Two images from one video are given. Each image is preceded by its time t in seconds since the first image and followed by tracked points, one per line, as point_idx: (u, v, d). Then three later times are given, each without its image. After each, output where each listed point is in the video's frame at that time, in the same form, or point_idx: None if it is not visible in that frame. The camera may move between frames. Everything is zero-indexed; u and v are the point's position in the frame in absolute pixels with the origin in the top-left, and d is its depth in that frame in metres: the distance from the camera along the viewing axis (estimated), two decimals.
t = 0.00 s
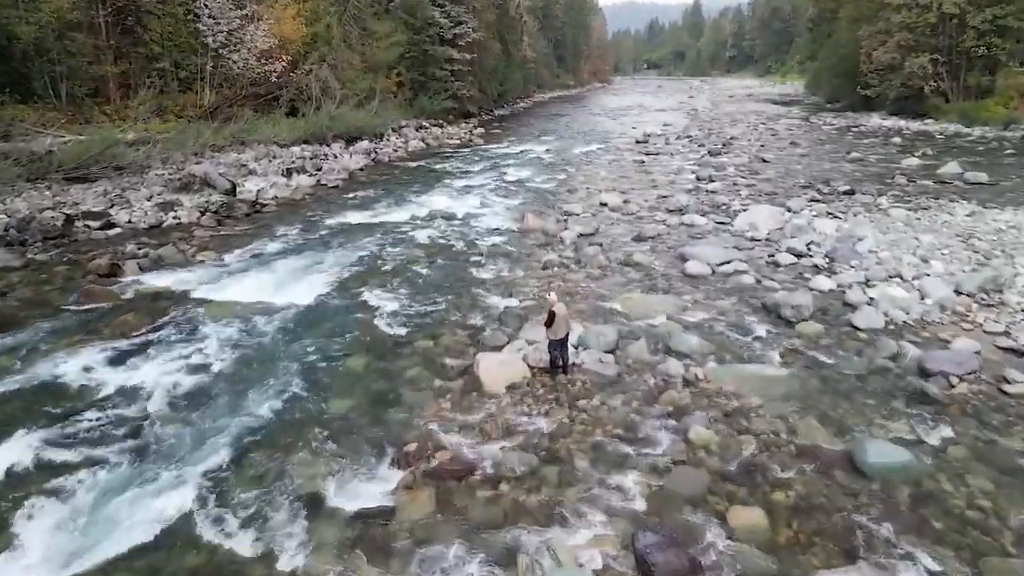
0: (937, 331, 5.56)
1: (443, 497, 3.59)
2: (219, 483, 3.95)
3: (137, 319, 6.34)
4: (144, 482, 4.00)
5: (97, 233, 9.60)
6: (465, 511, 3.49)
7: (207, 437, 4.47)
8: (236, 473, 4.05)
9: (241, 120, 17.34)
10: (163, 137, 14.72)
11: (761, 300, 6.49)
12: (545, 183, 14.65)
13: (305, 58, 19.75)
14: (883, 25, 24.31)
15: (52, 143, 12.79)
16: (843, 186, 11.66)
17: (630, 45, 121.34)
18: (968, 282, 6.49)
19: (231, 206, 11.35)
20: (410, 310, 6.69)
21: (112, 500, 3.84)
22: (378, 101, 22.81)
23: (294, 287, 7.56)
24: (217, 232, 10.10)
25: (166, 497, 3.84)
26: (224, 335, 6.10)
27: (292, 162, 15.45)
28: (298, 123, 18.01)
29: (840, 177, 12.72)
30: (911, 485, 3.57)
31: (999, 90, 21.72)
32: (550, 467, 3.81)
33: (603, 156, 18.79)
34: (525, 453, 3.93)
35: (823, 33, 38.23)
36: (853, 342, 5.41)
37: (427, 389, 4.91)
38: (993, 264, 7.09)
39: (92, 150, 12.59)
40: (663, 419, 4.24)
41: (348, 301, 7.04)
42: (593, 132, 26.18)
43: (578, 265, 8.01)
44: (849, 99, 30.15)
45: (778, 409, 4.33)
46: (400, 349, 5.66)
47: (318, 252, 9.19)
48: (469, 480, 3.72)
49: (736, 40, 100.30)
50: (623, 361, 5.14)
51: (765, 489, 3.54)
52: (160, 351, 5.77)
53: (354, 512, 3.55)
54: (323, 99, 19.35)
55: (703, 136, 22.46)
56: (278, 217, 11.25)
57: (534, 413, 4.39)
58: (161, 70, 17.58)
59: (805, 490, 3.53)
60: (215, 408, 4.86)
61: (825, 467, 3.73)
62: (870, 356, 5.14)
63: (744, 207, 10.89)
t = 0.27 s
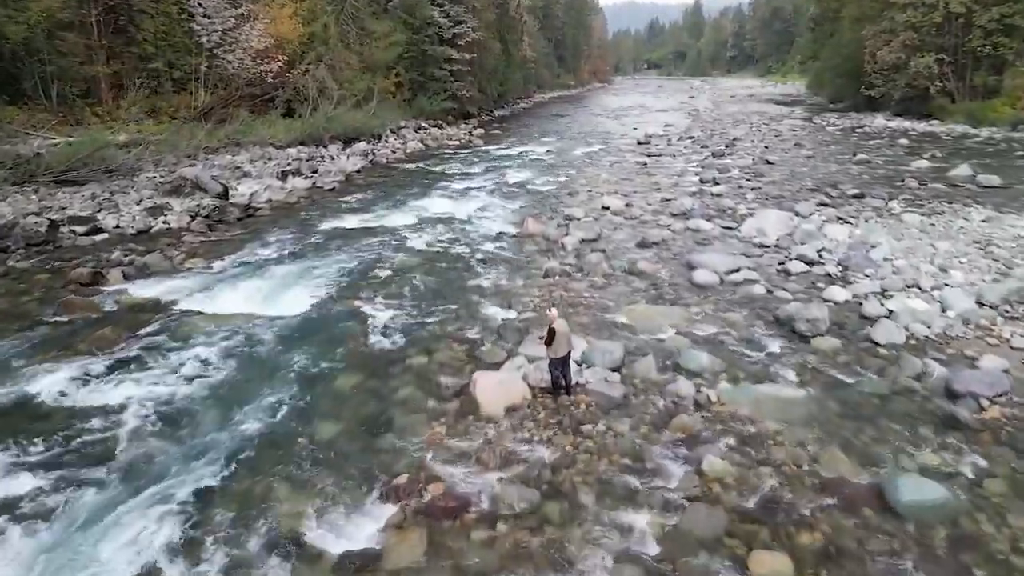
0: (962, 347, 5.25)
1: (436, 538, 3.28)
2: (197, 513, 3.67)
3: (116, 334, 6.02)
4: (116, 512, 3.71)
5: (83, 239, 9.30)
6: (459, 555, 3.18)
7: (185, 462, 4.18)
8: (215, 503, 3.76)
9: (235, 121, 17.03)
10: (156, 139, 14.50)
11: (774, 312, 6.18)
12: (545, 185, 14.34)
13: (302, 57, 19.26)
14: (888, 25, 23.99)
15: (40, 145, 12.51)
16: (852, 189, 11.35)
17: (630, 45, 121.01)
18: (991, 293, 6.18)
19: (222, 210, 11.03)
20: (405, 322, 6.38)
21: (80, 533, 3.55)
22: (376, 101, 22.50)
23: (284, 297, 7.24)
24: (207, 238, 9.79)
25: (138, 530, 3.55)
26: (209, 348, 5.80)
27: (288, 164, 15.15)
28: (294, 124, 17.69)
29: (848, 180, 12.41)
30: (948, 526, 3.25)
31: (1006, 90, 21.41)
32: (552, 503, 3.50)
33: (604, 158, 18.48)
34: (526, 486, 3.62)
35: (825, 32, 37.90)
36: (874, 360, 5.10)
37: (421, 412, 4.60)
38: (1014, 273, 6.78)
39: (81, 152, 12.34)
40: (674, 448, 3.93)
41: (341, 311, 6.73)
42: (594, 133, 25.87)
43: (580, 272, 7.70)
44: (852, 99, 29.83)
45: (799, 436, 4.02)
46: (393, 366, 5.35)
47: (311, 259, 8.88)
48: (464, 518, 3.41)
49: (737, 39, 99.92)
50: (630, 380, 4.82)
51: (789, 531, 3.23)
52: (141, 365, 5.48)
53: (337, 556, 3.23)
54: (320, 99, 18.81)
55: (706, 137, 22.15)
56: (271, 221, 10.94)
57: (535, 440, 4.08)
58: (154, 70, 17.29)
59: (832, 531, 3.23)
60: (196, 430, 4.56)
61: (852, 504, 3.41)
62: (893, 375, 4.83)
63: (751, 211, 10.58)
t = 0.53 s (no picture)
0: (985, 362, 4.99)
1: None
2: (168, 547, 3.40)
3: (97, 347, 5.76)
4: (81, 545, 3.44)
5: (69, 244, 9.04)
6: None
7: (159, 488, 3.90)
8: (188, 535, 3.48)
9: (230, 122, 16.77)
10: (149, 140, 14.21)
11: (785, 323, 5.92)
12: (546, 187, 14.07)
13: (299, 58, 19.18)
14: (892, 24, 23.72)
15: (30, 147, 12.24)
16: (860, 192, 11.09)
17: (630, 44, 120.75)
18: (1012, 304, 5.91)
19: (215, 214, 10.76)
20: (400, 333, 6.11)
21: (49, 566, 3.31)
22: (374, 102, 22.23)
23: (275, 306, 6.97)
24: (197, 243, 9.52)
25: (113, 558, 3.33)
26: (192, 361, 5.53)
27: (284, 166, 14.89)
28: (291, 125, 17.42)
29: (855, 182, 12.14)
30: (985, 566, 2.99)
31: (1012, 90, 21.14)
32: (555, 540, 3.23)
33: (605, 159, 18.21)
34: (526, 521, 3.35)
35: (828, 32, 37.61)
36: (893, 376, 4.83)
37: (414, 433, 4.33)
38: None
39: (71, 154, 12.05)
40: (685, 477, 3.66)
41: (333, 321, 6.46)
42: (595, 133, 25.61)
43: (582, 280, 7.44)
44: (855, 99, 29.57)
45: (818, 463, 3.75)
46: (386, 382, 5.09)
47: (305, 265, 8.62)
48: (458, 557, 3.14)
49: (738, 40, 99.66)
50: (636, 399, 4.55)
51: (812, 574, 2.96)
52: (120, 381, 5.22)
53: None
54: (317, 100, 18.71)
55: (708, 138, 21.89)
56: (264, 225, 10.68)
57: (536, 467, 3.81)
58: (148, 70, 17.03)
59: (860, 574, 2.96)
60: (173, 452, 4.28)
61: (880, 542, 3.14)
62: (915, 393, 4.56)
63: (756, 215, 10.32)
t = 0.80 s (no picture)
0: (1008, 377, 4.75)
1: None
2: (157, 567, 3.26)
3: (78, 358, 5.53)
4: (68, 563, 3.30)
5: (57, 248, 8.81)
6: None
7: (136, 513, 3.67)
8: (171, 561, 3.30)
9: (226, 123, 16.54)
10: (143, 141, 13.96)
11: (795, 333, 5.69)
12: (546, 189, 13.84)
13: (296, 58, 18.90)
14: (896, 24, 23.47)
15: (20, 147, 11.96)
16: (867, 195, 10.86)
17: (631, 44, 120.51)
18: None
19: (207, 217, 10.52)
20: (395, 343, 5.88)
21: None
22: (372, 102, 21.98)
23: (266, 315, 6.72)
24: (189, 247, 9.29)
25: None
26: (178, 374, 5.31)
27: (281, 168, 14.66)
28: (287, 126, 17.18)
29: (862, 185, 11.90)
30: None
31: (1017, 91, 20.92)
32: None
33: (606, 161, 17.96)
34: (525, 555, 3.12)
35: (830, 31, 37.36)
36: (912, 393, 4.60)
37: (408, 454, 4.10)
38: None
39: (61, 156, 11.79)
40: (696, 505, 3.42)
41: (325, 330, 6.23)
42: (595, 134, 25.37)
43: (584, 287, 7.20)
44: (858, 99, 29.32)
45: (838, 491, 3.51)
46: (379, 397, 4.85)
47: (299, 271, 8.38)
48: None
49: (738, 40, 99.42)
50: (642, 418, 4.32)
51: None
52: (107, 392, 5.04)
53: None
54: (314, 100, 18.39)
55: (710, 139, 21.65)
56: (258, 229, 10.45)
57: (536, 494, 3.58)
58: (143, 71, 16.81)
59: None
60: (152, 472, 4.05)
61: None
62: (935, 411, 4.34)
63: (762, 218, 10.08)
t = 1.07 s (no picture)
0: None
1: None
2: None
3: (52, 377, 5.25)
4: None
5: (40, 255, 8.51)
6: None
7: (110, 545, 3.48)
8: None
9: (221, 124, 16.24)
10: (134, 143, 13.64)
11: (811, 348, 5.39)
12: (546, 192, 13.54)
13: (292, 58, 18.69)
14: (901, 23, 23.15)
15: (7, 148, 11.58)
16: (877, 198, 10.56)
17: (631, 44, 120.21)
18: None
19: (198, 221, 10.22)
20: (388, 359, 5.58)
21: None
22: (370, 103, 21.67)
23: (254, 327, 6.44)
24: (177, 253, 8.99)
25: None
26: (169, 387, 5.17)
27: (276, 170, 14.36)
28: (283, 127, 16.88)
29: (871, 188, 11.60)
30: None
31: None
32: None
33: (608, 162, 17.65)
34: None
35: (833, 31, 37.04)
36: (940, 417, 4.30)
37: (399, 484, 3.80)
38: None
39: (50, 158, 11.43)
40: (712, 548, 3.12)
41: (313, 346, 5.93)
42: (597, 135, 25.07)
43: (587, 296, 6.89)
44: (862, 100, 29.01)
45: (868, 533, 3.21)
46: (369, 420, 4.55)
47: (291, 279, 8.10)
48: None
49: (739, 40, 99.10)
50: (650, 444, 4.01)
51: None
52: (94, 408, 4.90)
53: None
54: (311, 100, 18.27)
55: (713, 140, 21.35)
56: (250, 234, 10.14)
57: (537, 533, 3.28)
58: (136, 71, 16.49)
59: None
60: (120, 509, 3.78)
61: None
62: (966, 437, 4.04)
63: (769, 223, 9.77)
